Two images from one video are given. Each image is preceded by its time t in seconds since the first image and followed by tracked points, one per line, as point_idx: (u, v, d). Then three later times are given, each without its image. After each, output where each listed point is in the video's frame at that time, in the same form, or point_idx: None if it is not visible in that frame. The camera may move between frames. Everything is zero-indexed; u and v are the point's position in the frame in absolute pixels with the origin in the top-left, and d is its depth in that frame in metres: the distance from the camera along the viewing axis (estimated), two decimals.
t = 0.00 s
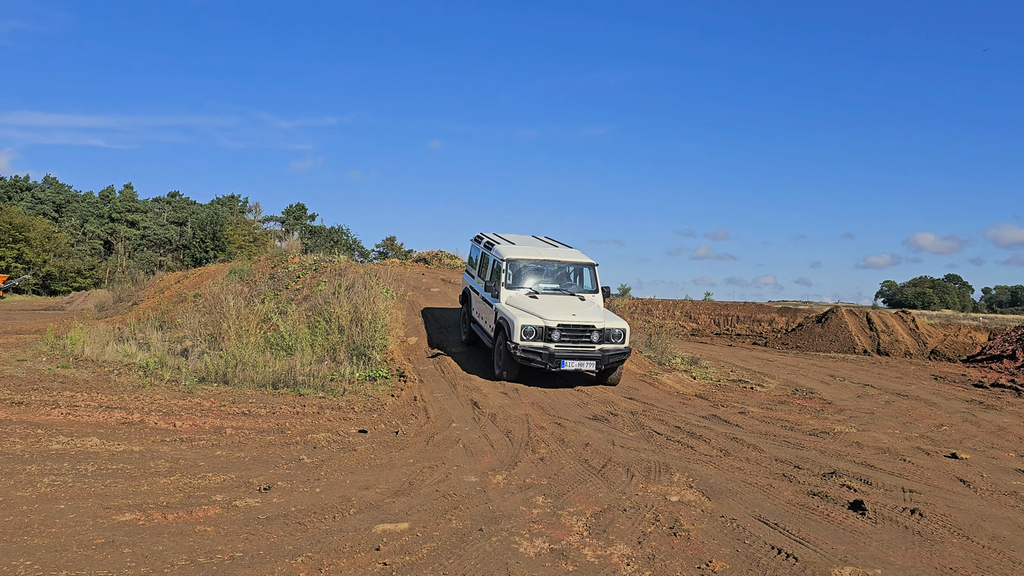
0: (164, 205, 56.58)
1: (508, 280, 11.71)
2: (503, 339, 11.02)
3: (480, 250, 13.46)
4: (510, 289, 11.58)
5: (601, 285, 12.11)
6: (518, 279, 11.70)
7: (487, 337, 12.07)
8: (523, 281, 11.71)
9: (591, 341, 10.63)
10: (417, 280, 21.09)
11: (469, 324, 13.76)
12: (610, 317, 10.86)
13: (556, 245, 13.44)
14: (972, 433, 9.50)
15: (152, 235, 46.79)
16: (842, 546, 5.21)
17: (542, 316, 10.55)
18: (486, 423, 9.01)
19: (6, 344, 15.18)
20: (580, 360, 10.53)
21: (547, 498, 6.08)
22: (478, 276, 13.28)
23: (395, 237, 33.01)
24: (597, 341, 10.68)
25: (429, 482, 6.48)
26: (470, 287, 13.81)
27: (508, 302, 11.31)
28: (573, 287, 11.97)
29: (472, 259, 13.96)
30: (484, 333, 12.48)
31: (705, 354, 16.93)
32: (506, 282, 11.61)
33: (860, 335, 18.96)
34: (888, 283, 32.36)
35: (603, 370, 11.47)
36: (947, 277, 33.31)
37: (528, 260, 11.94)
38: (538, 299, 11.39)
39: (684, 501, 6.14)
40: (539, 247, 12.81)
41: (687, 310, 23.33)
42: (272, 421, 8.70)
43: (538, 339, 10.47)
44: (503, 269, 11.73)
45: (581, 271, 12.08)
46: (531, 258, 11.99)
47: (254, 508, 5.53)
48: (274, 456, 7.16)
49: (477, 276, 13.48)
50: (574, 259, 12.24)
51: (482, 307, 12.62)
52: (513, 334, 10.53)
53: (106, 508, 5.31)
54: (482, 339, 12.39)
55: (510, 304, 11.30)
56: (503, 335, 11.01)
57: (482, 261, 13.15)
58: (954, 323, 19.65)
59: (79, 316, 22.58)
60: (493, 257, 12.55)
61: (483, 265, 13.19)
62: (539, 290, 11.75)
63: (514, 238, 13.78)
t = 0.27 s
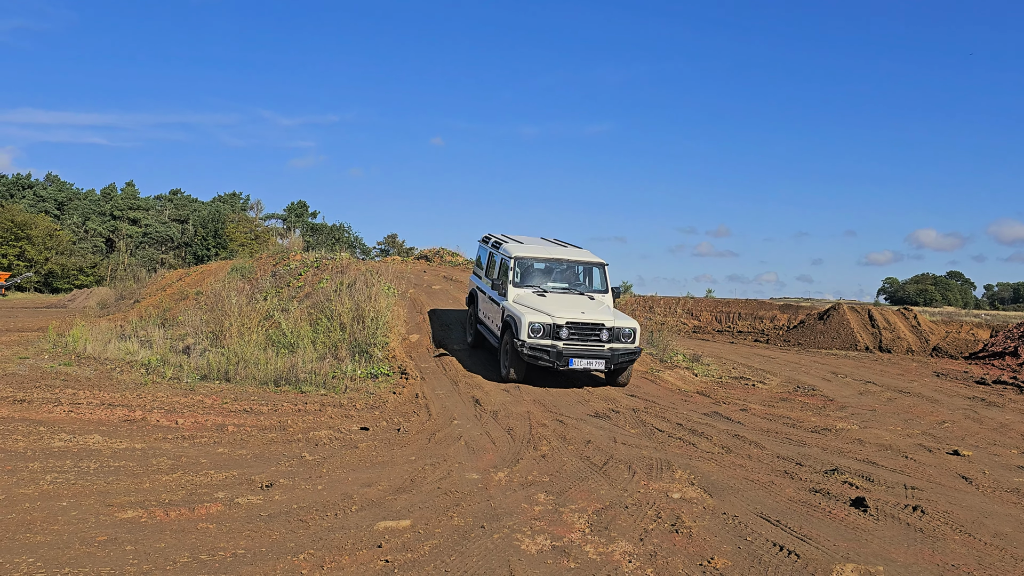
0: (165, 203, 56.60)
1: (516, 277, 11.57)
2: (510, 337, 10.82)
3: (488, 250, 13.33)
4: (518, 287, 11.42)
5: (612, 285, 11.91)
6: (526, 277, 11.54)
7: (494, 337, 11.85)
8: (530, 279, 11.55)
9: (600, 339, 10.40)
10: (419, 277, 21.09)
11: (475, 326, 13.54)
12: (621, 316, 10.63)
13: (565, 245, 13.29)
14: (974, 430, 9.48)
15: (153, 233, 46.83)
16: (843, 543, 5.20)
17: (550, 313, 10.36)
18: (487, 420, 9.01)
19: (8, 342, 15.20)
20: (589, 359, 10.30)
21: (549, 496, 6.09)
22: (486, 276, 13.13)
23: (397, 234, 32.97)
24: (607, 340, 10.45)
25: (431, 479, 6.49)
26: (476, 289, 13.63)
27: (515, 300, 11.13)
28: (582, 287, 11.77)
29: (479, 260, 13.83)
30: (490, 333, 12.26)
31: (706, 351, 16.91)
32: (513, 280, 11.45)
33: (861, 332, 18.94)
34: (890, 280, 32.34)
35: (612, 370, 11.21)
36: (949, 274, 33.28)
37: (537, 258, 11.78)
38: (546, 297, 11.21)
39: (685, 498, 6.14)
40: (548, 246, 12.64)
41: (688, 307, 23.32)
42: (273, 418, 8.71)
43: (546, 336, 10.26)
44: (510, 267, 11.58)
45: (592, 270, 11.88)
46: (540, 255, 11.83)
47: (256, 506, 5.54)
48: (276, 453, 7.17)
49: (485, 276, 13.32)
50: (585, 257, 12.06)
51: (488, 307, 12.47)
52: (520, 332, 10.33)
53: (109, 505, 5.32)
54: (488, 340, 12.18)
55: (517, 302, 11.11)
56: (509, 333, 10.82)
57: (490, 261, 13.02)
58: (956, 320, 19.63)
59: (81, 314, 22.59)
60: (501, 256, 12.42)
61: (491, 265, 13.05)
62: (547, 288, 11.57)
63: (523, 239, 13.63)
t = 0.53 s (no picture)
0: (167, 201, 56.67)
1: (520, 278, 11.25)
2: (515, 339, 10.53)
3: (491, 250, 13.00)
4: (522, 288, 11.10)
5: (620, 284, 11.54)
6: (531, 277, 11.21)
7: (499, 339, 11.56)
8: (535, 279, 11.22)
9: (609, 339, 10.11)
10: (420, 275, 21.11)
11: (479, 328, 13.25)
12: (629, 315, 10.33)
13: (571, 245, 12.95)
14: (975, 428, 9.47)
15: (154, 231, 46.85)
16: (845, 541, 5.20)
17: (556, 314, 10.06)
18: (489, 418, 9.00)
19: (10, 340, 15.23)
20: (598, 360, 10.02)
21: (550, 493, 6.09)
22: (490, 278, 12.80)
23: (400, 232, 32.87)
24: (616, 340, 10.16)
25: (432, 477, 6.49)
26: (480, 292, 13.34)
27: (520, 301, 10.83)
28: (589, 287, 11.41)
29: (483, 261, 13.51)
30: (495, 335, 11.96)
31: (708, 349, 16.89)
32: (517, 280, 11.13)
33: (863, 329, 18.90)
34: (892, 277, 32.33)
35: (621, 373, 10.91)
36: (951, 272, 33.27)
37: (542, 257, 11.43)
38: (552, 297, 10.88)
39: (687, 495, 6.13)
40: (553, 246, 12.31)
41: (690, 304, 23.32)
42: (275, 416, 8.71)
43: (552, 337, 9.98)
44: (514, 267, 11.26)
45: (599, 269, 11.52)
46: (545, 254, 11.48)
47: (258, 503, 5.54)
48: (278, 451, 7.17)
49: (489, 278, 13.00)
50: (591, 256, 11.70)
51: (492, 308, 12.15)
52: (525, 333, 10.04)
53: (110, 503, 5.33)
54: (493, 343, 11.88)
55: (522, 303, 10.81)
56: (514, 334, 10.53)
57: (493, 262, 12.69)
58: (958, 317, 19.61)
59: (83, 312, 22.63)
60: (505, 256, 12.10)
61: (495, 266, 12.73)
62: (552, 288, 11.23)
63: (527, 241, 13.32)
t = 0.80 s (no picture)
0: (168, 198, 56.72)
1: (528, 277, 11.08)
2: (522, 339, 10.35)
3: (498, 251, 12.83)
4: (530, 287, 10.93)
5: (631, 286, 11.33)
6: (539, 277, 11.05)
7: (505, 340, 11.35)
8: (543, 279, 11.06)
9: (619, 340, 9.92)
10: (421, 273, 21.11)
11: (486, 331, 13.02)
12: (640, 316, 10.15)
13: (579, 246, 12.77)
14: (977, 425, 9.46)
15: (156, 229, 46.88)
16: (847, 538, 5.20)
17: (565, 313, 9.88)
18: (490, 415, 9.00)
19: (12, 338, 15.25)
20: (607, 361, 9.83)
21: (552, 491, 6.09)
22: (497, 279, 12.62)
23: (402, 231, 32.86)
24: (626, 340, 9.97)
25: (434, 474, 6.50)
26: (487, 294, 13.14)
27: (528, 300, 10.67)
28: (598, 287, 11.23)
29: (490, 263, 13.34)
30: (501, 337, 11.75)
31: (709, 346, 16.88)
32: (525, 280, 10.97)
33: (865, 327, 18.88)
34: (894, 275, 32.29)
35: (631, 375, 10.69)
36: (952, 269, 33.23)
37: (551, 257, 11.27)
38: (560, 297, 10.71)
39: (688, 493, 6.13)
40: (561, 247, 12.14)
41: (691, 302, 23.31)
42: (277, 413, 8.72)
43: (560, 336, 9.79)
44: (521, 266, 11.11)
45: (609, 270, 11.33)
46: (554, 254, 11.31)
47: (260, 500, 5.55)
48: (280, 448, 7.18)
49: (496, 279, 12.84)
50: (601, 257, 11.52)
51: (499, 310, 11.97)
52: (533, 331, 9.87)
53: (113, 500, 5.33)
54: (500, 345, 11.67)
55: (530, 303, 10.64)
56: (522, 334, 10.34)
57: (501, 263, 12.51)
58: (960, 315, 19.60)
59: (84, 309, 22.67)
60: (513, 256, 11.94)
61: (502, 268, 12.55)
62: (561, 288, 11.06)
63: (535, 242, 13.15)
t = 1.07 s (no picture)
0: (169, 196, 56.73)
1: (534, 277, 10.90)
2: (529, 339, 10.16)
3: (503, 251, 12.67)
4: (536, 287, 10.76)
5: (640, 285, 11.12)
6: (545, 277, 10.87)
7: (511, 341, 11.16)
8: (549, 279, 10.88)
9: (628, 339, 9.76)
10: (422, 271, 21.10)
11: (490, 333, 12.75)
12: (649, 315, 9.97)
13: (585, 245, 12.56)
14: (978, 424, 9.45)
15: (156, 227, 46.87)
16: (848, 537, 5.19)
17: (572, 312, 9.73)
18: (491, 414, 9.00)
19: (13, 335, 15.25)
20: (616, 361, 9.66)
21: (553, 489, 6.09)
22: (502, 279, 12.44)
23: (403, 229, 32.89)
24: (636, 339, 9.81)
25: (435, 472, 6.50)
26: (491, 296, 12.94)
27: (534, 300, 10.51)
28: (606, 287, 11.02)
29: (495, 263, 13.18)
30: (507, 339, 11.51)
31: (710, 344, 16.87)
32: (531, 280, 10.79)
33: (866, 325, 18.87)
34: (895, 274, 32.27)
35: (642, 376, 10.43)
36: (954, 268, 33.21)
37: (558, 256, 11.08)
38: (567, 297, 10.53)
39: (689, 491, 6.13)
40: (568, 245, 11.94)
41: (692, 301, 23.31)
42: (278, 411, 8.72)
43: (568, 335, 9.63)
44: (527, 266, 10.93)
45: (617, 270, 11.12)
46: (561, 253, 11.12)
47: (261, 498, 5.55)
48: (280, 446, 7.19)
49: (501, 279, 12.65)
50: (609, 256, 11.31)
51: (504, 310, 11.78)
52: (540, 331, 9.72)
53: (114, 498, 5.34)
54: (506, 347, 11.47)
55: (536, 303, 10.48)
56: (528, 334, 10.18)
57: (506, 263, 12.35)
58: (961, 314, 19.58)
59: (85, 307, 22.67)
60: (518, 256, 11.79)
61: (508, 268, 12.37)
62: (567, 288, 10.87)
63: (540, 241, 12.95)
